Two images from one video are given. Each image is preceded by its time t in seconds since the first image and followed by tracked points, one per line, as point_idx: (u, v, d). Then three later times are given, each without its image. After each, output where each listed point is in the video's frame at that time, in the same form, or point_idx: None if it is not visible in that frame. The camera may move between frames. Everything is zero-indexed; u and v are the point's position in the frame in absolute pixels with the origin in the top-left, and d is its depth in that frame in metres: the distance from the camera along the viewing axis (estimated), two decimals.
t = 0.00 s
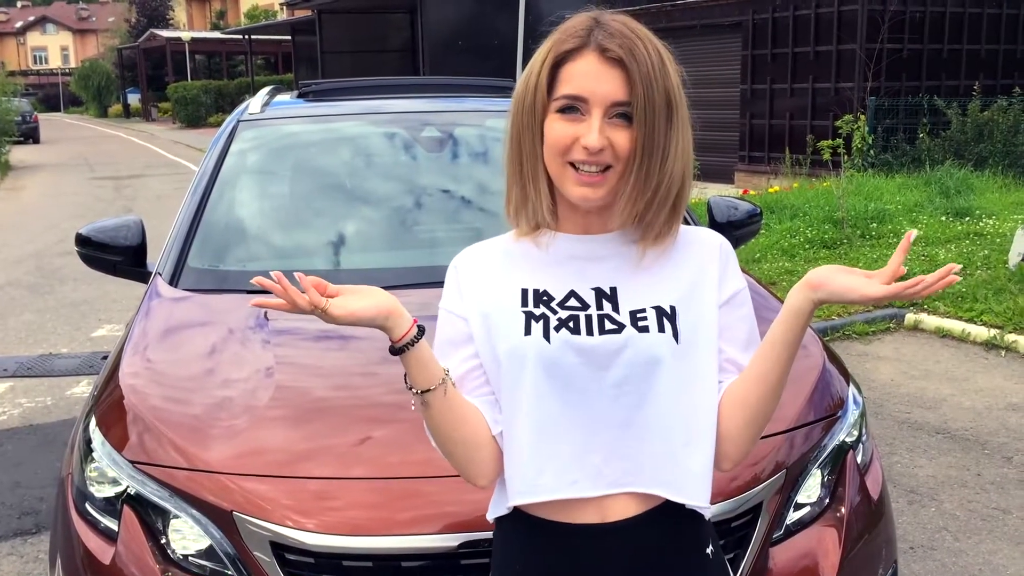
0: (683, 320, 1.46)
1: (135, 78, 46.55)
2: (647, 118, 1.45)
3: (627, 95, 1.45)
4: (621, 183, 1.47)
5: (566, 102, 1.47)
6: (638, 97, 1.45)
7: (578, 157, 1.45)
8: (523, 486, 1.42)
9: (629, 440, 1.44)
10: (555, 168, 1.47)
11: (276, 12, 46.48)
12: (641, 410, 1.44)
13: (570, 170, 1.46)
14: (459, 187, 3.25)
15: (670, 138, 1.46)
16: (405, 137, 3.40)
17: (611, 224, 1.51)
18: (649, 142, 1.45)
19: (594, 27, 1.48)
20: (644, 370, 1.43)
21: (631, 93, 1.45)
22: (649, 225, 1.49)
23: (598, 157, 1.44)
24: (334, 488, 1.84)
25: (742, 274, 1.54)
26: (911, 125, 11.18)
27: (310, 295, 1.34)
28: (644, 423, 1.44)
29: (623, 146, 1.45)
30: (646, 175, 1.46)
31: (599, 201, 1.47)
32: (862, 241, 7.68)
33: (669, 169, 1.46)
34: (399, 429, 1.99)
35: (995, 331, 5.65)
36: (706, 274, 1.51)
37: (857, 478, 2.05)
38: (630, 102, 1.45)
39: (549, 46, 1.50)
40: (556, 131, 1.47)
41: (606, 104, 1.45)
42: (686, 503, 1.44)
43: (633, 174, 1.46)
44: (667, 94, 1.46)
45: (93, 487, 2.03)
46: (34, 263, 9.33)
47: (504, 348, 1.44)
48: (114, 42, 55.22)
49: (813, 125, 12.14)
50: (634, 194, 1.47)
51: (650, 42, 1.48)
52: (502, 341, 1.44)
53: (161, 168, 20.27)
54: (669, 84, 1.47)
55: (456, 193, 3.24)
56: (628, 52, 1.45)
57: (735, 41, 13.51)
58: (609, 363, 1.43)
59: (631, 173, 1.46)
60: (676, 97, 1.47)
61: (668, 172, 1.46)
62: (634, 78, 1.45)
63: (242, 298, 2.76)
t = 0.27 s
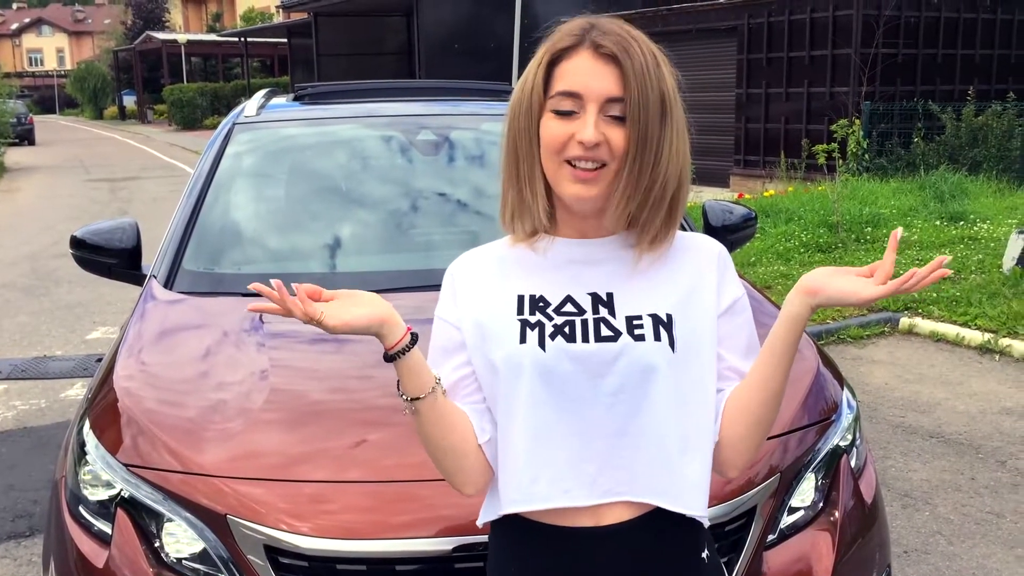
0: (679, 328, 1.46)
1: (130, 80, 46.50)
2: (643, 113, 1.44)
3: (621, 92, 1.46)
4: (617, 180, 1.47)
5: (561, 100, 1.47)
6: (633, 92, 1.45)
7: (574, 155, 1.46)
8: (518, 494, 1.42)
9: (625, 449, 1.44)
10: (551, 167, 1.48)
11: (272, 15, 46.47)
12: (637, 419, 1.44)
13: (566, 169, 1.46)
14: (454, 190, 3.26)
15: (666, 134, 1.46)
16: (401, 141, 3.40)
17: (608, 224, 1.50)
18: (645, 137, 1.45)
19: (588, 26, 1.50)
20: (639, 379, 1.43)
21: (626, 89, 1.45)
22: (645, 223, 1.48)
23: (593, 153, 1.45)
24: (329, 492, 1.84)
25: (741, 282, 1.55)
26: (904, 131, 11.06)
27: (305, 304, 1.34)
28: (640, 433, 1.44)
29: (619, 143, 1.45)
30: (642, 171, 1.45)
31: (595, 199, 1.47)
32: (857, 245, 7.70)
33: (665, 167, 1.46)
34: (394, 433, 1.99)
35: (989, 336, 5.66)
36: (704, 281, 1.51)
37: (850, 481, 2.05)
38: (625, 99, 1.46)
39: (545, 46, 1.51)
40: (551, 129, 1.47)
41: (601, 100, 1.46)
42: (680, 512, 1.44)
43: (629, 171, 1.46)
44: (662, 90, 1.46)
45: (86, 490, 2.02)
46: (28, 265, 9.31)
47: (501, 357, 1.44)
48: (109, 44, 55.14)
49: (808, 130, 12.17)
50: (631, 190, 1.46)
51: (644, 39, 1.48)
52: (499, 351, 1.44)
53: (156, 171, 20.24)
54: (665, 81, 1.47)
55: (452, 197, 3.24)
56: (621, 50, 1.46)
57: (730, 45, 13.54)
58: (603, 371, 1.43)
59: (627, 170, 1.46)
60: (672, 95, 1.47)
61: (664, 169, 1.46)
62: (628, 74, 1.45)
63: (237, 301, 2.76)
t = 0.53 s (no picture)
0: (686, 337, 1.44)
1: (127, 82, 46.47)
2: (633, 107, 1.44)
3: (612, 87, 1.46)
4: (613, 177, 1.46)
5: (552, 100, 1.48)
6: (623, 87, 1.45)
7: (567, 154, 1.46)
8: (518, 501, 1.43)
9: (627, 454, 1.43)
10: (547, 168, 1.48)
11: (269, 16, 46.47)
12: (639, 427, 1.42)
13: (560, 168, 1.47)
14: (452, 192, 3.26)
15: (658, 129, 1.45)
16: (399, 143, 3.40)
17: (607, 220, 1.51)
18: (636, 132, 1.44)
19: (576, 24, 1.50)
20: (644, 388, 1.42)
21: (616, 85, 1.45)
22: (642, 219, 1.48)
23: (585, 150, 1.45)
24: (325, 494, 1.83)
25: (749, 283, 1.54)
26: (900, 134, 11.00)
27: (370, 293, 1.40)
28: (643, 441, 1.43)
29: (613, 140, 1.45)
30: (635, 166, 1.45)
31: (591, 198, 1.47)
32: (853, 249, 7.71)
33: (661, 163, 1.46)
34: (391, 435, 1.99)
35: (985, 339, 5.67)
36: (710, 287, 1.49)
37: (845, 484, 2.06)
38: (616, 94, 1.45)
39: (535, 46, 1.52)
40: (544, 129, 1.48)
41: (591, 97, 1.46)
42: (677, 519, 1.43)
43: (623, 168, 1.45)
44: (654, 82, 1.46)
45: (81, 491, 2.02)
46: (25, 267, 9.30)
47: (505, 363, 1.43)
48: (106, 45, 55.08)
49: (805, 133, 12.19)
50: (626, 185, 1.45)
51: (633, 32, 1.48)
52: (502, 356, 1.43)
53: (153, 172, 20.24)
54: (656, 73, 1.46)
55: (449, 199, 3.24)
56: (609, 44, 1.46)
57: (727, 48, 13.56)
58: (607, 379, 1.41)
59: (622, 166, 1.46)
60: (666, 89, 1.46)
61: (659, 166, 1.46)
62: (618, 70, 1.45)
63: (233, 303, 2.76)
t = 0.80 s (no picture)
0: (690, 332, 1.43)
1: (127, 81, 46.48)
2: (642, 86, 1.44)
3: (619, 69, 1.45)
4: (624, 156, 1.45)
5: (559, 83, 1.47)
6: (630, 67, 1.44)
7: (578, 135, 1.44)
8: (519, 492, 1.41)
9: (629, 450, 1.40)
10: (558, 152, 1.46)
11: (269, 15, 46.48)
12: (642, 424, 1.40)
13: (572, 149, 1.44)
14: (451, 192, 3.26)
15: (666, 107, 1.45)
16: (398, 142, 3.40)
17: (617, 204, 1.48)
18: (645, 109, 1.44)
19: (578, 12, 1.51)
20: (649, 381, 1.40)
21: (623, 65, 1.45)
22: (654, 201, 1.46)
23: (597, 128, 1.43)
24: (324, 492, 1.84)
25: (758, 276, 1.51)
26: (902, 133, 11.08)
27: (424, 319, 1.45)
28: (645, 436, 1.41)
29: (622, 120, 1.44)
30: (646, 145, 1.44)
31: (604, 178, 1.45)
32: (852, 248, 7.71)
33: (671, 141, 1.45)
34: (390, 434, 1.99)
35: (984, 339, 5.67)
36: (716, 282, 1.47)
37: (844, 483, 2.06)
38: (623, 75, 1.45)
39: (536, 36, 1.52)
40: (554, 112, 1.46)
41: (598, 78, 1.45)
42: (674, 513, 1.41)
43: (634, 146, 1.44)
44: (659, 64, 1.46)
45: (79, 490, 2.02)
46: (24, 266, 9.30)
47: (511, 355, 1.43)
48: (105, 45, 55.06)
49: (804, 132, 12.19)
50: (638, 162, 1.43)
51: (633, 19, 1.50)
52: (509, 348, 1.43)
53: (153, 171, 20.25)
54: (660, 55, 1.47)
55: (449, 198, 3.24)
56: (612, 27, 1.47)
57: (727, 48, 13.56)
58: (613, 372, 1.40)
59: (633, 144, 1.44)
60: (669, 70, 1.47)
61: (669, 144, 1.45)
62: (623, 51, 1.45)
63: (232, 302, 2.76)
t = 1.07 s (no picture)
0: (690, 338, 1.43)
1: (126, 79, 46.44)
2: (643, 92, 1.44)
3: (621, 73, 1.45)
4: (625, 159, 1.45)
5: (562, 89, 1.48)
6: (631, 72, 1.44)
7: (580, 141, 1.45)
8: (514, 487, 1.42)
9: (626, 453, 1.40)
10: (560, 157, 1.47)
11: (268, 14, 46.44)
12: (639, 427, 1.40)
13: (574, 155, 1.45)
14: (452, 190, 3.26)
15: (668, 114, 1.45)
16: (398, 140, 3.41)
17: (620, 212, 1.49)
18: (646, 115, 1.44)
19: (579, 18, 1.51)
20: (648, 385, 1.40)
21: (624, 72, 1.45)
22: (655, 205, 1.47)
23: (599, 134, 1.44)
24: (324, 490, 1.83)
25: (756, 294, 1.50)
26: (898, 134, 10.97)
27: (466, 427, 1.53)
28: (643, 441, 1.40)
29: (623, 123, 1.44)
30: (647, 152, 1.44)
31: (606, 184, 1.46)
32: (852, 247, 7.72)
33: (671, 144, 1.45)
34: (391, 431, 1.99)
35: (984, 337, 5.68)
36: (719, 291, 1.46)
37: (844, 482, 2.06)
38: (625, 80, 1.45)
39: (540, 43, 1.52)
40: (557, 118, 1.47)
41: (600, 83, 1.45)
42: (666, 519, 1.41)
43: (635, 150, 1.45)
44: (660, 70, 1.46)
45: (80, 488, 2.02)
46: (24, 264, 9.29)
47: (509, 352, 1.44)
48: (105, 43, 55.00)
49: (805, 130, 12.19)
50: (639, 169, 1.45)
51: (635, 25, 1.49)
52: (507, 344, 1.44)
53: (152, 169, 20.23)
54: (662, 62, 1.46)
55: (449, 197, 3.24)
56: (615, 34, 1.47)
57: (727, 46, 13.55)
58: (611, 372, 1.40)
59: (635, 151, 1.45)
60: (670, 73, 1.46)
61: (669, 147, 1.45)
62: (624, 56, 1.45)
63: (232, 300, 2.76)
